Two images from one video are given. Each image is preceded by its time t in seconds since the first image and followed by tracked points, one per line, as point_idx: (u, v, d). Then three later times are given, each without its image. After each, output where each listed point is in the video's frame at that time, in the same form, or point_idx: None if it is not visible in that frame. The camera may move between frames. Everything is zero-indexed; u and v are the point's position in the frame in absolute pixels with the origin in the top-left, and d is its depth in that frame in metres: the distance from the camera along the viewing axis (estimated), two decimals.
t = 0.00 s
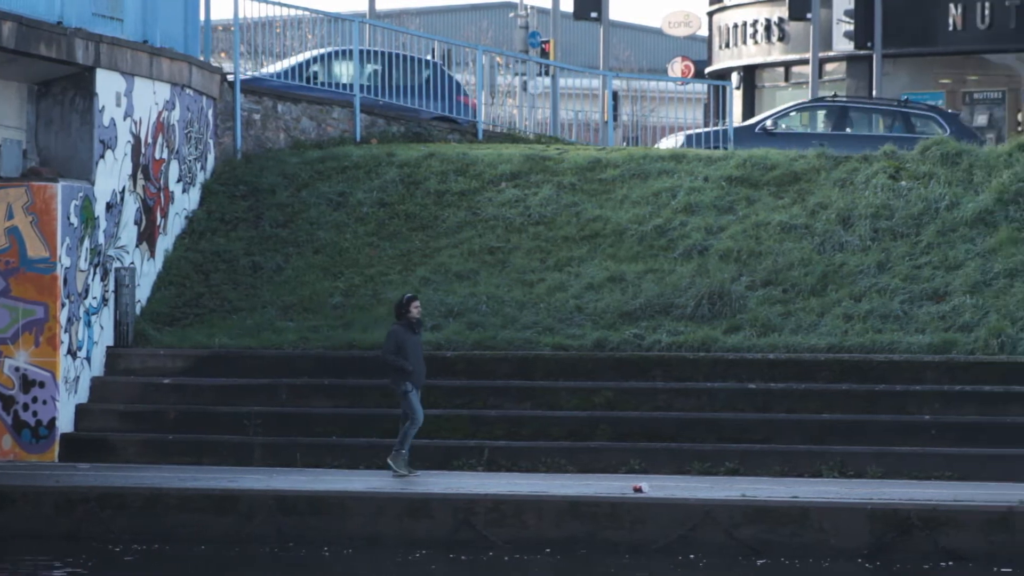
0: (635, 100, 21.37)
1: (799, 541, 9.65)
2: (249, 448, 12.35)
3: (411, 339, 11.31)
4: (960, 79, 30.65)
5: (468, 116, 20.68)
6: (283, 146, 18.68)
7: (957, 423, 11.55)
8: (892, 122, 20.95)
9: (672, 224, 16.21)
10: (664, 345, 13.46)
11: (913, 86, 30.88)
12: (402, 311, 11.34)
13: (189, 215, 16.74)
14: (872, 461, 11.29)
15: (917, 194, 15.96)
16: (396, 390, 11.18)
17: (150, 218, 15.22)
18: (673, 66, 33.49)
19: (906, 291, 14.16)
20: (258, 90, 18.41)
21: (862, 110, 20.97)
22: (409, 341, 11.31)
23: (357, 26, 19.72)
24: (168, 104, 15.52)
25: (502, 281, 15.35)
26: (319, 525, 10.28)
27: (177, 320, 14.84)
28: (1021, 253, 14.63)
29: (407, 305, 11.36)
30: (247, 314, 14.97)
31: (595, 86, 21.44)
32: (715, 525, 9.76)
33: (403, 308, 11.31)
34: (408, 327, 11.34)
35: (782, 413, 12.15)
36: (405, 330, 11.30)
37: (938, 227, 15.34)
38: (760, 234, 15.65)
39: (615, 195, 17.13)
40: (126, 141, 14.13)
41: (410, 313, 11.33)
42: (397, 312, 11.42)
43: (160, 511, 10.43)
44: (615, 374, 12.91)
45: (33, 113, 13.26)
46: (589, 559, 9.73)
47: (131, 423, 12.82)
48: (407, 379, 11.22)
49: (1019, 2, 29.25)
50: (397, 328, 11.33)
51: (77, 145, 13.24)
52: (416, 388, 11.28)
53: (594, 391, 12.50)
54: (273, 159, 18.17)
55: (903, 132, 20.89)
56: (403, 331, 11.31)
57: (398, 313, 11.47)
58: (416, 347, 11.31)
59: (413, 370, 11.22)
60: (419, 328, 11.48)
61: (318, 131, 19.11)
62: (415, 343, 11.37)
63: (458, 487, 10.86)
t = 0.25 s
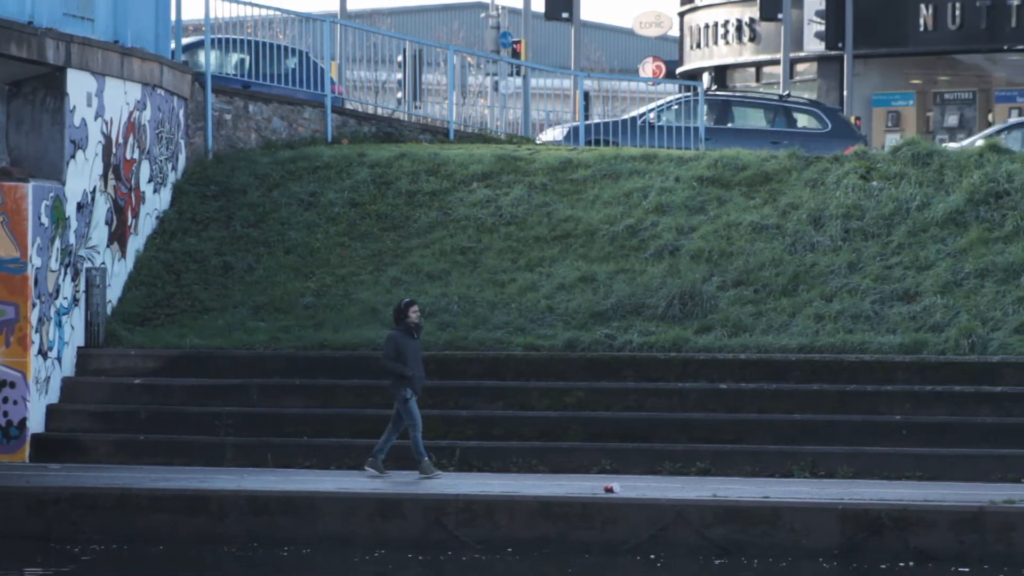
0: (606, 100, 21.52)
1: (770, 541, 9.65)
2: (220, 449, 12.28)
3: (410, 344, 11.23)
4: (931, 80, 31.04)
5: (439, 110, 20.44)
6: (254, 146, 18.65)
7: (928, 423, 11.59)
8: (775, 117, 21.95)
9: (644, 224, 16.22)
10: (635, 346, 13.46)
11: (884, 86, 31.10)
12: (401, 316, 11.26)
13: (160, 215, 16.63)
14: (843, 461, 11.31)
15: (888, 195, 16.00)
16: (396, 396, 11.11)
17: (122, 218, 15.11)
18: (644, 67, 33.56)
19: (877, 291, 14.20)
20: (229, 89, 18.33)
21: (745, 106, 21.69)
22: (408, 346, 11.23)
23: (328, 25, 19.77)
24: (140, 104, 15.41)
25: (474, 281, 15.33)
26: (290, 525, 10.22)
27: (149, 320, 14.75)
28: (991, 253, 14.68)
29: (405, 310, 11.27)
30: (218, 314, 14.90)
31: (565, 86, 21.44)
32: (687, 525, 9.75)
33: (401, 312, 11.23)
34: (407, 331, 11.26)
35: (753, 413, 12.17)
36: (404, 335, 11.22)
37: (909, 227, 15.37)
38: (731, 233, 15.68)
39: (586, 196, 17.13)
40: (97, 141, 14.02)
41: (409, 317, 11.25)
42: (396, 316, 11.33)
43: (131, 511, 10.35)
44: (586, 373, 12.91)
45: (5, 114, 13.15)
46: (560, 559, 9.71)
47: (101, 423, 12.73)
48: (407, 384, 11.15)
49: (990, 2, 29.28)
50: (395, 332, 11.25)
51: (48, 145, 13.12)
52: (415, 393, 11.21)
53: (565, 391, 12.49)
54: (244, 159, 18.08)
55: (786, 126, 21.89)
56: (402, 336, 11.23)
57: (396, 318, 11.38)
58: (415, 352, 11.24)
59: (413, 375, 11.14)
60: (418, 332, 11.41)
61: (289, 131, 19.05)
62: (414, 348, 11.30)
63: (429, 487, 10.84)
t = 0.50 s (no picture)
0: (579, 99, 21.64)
1: (741, 541, 9.65)
2: (191, 449, 12.21)
3: (411, 341, 11.17)
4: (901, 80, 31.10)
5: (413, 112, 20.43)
6: (225, 146, 18.60)
7: (899, 423, 11.62)
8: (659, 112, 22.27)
9: (616, 224, 16.23)
10: (607, 346, 13.46)
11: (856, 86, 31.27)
12: (402, 312, 11.18)
13: (132, 216, 16.53)
14: (814, 461, 11.32)
15: (860, 195, 16.03)
16: (395, 392, 11.05)
17: (93, 219, 15.01)
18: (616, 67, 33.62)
19: (849, 292, 14.23)
20: (201, 89, 18.26)
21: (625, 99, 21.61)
22: (409, 343, 11.16)
23: (300, 25, 19.66)
24: (111, 104, 15.31)
25: (446, 281, 15.30)
26: (262, 525, 10.17)
27: (120, 320, 14.66)
28: (962, 253, 14.72)
29: (406, 307, 11.20)
30: (190, 314, 14.82)
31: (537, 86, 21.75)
32: (658, 525, 9.75)
33: (402, 309, 11.16)
34: (408, 328, 11.19)
35: (725, 413, 12.19)
36: (405, 332, 11.15)
37: (881, 228, 15.40)
38: (702, 234, 15.71)
39: (558, 196, 17.12)
40: (68, 141, 13.91)
41: (410, 314, 11.19)
42: (397, 313, 11.26)
43: (102, 511, 10.28)
44: (558, 374, 12.91)
45: None
46: (532, 560, 9.69)
47: (72, 423, 12.64)
48: (407, 381, 11.09)
49: (961, 3, 29.25)
50: (396, 329, 11.18)
51: (18, 145, 13.03)
52: (415, 390, 11.16)
53: (537, 391, 12.49)
54: (215, 159, 18.01)
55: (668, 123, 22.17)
56: (403, 333, 11.16)
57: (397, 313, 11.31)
58: (416, 349, 11.18)
59: (413, 372, 11.08)
60: (418, 328, 11.34)
61: (260, 131, 18.98)
62: (415, 344, 11.23)
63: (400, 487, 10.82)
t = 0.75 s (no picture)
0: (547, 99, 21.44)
1: (713, 541, 9.65)
2: (163, 449, 12.13)
3: (412, 344, 11.10)
4: (873, 80, 31.04)
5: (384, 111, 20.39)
6: (197, 146, 18.49)
7: (870, 423, 11.63)
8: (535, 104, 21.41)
9: (587, 224, 16.23)
10: (579, 346, 13.46)
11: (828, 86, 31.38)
12: (404, 315, 11.12)
13: (104, 215, 16.44)
14: (786, 461, 11.34)
15: (831, 195, 16.06)
16: (394, 395, 10.98)
17: (65, 218, 14.93)
18: (588, 67, 33.64)
19: (820, 291, 14.26)
20: (172, 89, 18.18)
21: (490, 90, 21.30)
22: (410, 346, 11.10)
23: (272, 25, 19.64)
24: (82, 104, 15.22)
25: (417, 281, 15.26)
26: (233, 525, 10.13)
27: (92, 320, 14.57)
28: (933, 253, 14.74)
29: (408, 310, 11.14)
30: (161, 314, 14.73)
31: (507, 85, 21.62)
32: (630, 525, 9.75)
33: (404, 311, 11.10)
34: (409, 331, 11.13)
35: (697, 413, 12.20)
36: (406, 334, 11.09)
37: (852, 227, 15.43)
38: (674, 234, 15.73)
39: (530, 196, 17.11)
40: (40, 141, 13.83)
41: (412, 317, 11.12)
42: (398, 316, 11.19)
43: (73, 512, 10.21)
44: (529, 374, 12.90)
45: None
46: (504, 560, 9.67)
47: (43, 424, 12.55)
48: (406, 384, 11.02)
49: (932, 3, 29.40)
50: (397, 331, 11.11)
51: None
52: (414, 394, 11.09)
53: (508, 391, 12.48)
54: (187, 159, 17.92)
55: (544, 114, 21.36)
56: (404, 335, 11.09)
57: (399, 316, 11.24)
58: (416, 352, 11.11)
59: (413, 375, 11.02)
60: (419, 332, 11.27)
61: (232, 131, 18.88)
62: (415, 348, 11.16)
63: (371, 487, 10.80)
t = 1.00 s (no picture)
0: (527, 101, 21.27)
1: (689, 541, 9.64)
2: (139, 449, 12.07)
3: (420, 342, 11.06)
4: (850, 80, 31.16)
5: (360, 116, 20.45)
6: (173, 146, 18.40)
7: (847, 424, 11.64)
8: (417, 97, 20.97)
9: (564, 224, 16.23)
10: (555, 346, 13.46)
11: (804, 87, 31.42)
12: (410, 312, 11.05)
13: (80, 215, 16.42)
14: (762, 461, 11.36)
15: (808, 196, 16.09)
16: (404, 393, 10.99)
17: (41, 218, 14.96)
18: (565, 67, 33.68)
19: (797, 291, 14.29)
20: (149, 89, 18.09)
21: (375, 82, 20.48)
22: (417, 343, 11.07)
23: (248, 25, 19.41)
24: (58, 104, 15.41)
25: (394, 281, 15.22)
26: (210, 526, 10.09)
27: (68, 320, 14.52)
28: (910, 253, 14.76)
29: (415, 307, 11.05)
30: (138, 314, 14.66)
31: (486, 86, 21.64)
32: (607, 525, 9.74)
33: (410, 309, 11.03)
34: (416, 328, 11.08)
35: (674, 413, 12.21)
36: (413, 333, 11.05)
37: (829, 228, 15.46)
38: (651, 234, 15.75)
39: (507, 196, 17.10)
40: (16, 141, 14.09)
41: (418, 315, 11.05)
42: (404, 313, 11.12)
43: (50, 512, 10.16)
44: (506, 374, 12.90)
45: None
46: (480, 560, 9.65)
47: (18, 424, 12.47)
48: (415, 381, 11.01)
49: (908, 3, 29.45)
50: (403, 329, 11.07)
51: None
52: (424, 390, 11.08)
53: (485, 391, 12.48)
54: (164, 159, 17.85)
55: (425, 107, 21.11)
56: (411, 333, 11.05)
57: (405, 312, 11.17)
58: (424, 350, 11.08)
59: (422, 372, 11.01)
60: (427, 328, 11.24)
61: (209, 131, 18.78)
62: (424, 344, 11.13)
63: (348, 487, 10.78)
